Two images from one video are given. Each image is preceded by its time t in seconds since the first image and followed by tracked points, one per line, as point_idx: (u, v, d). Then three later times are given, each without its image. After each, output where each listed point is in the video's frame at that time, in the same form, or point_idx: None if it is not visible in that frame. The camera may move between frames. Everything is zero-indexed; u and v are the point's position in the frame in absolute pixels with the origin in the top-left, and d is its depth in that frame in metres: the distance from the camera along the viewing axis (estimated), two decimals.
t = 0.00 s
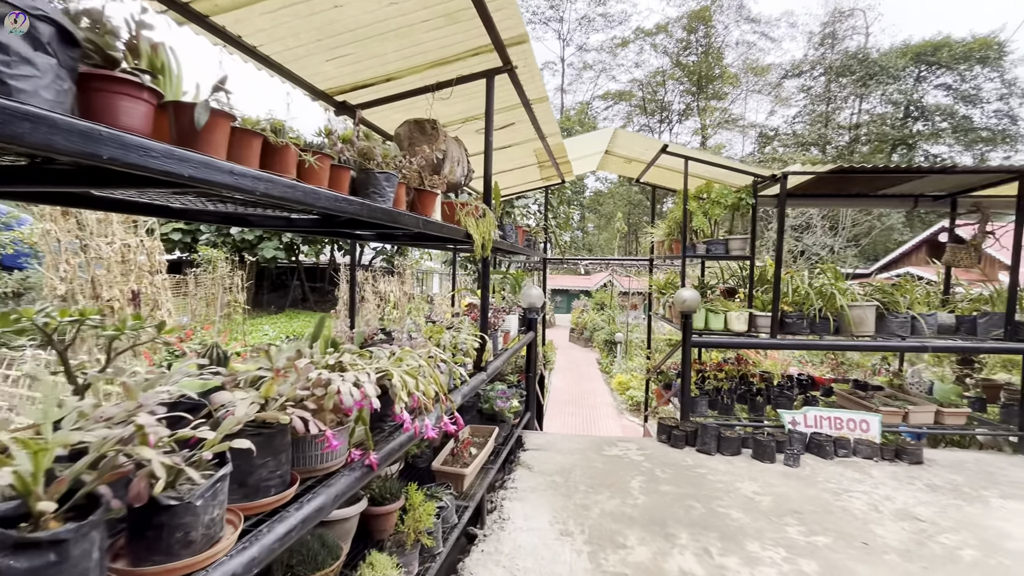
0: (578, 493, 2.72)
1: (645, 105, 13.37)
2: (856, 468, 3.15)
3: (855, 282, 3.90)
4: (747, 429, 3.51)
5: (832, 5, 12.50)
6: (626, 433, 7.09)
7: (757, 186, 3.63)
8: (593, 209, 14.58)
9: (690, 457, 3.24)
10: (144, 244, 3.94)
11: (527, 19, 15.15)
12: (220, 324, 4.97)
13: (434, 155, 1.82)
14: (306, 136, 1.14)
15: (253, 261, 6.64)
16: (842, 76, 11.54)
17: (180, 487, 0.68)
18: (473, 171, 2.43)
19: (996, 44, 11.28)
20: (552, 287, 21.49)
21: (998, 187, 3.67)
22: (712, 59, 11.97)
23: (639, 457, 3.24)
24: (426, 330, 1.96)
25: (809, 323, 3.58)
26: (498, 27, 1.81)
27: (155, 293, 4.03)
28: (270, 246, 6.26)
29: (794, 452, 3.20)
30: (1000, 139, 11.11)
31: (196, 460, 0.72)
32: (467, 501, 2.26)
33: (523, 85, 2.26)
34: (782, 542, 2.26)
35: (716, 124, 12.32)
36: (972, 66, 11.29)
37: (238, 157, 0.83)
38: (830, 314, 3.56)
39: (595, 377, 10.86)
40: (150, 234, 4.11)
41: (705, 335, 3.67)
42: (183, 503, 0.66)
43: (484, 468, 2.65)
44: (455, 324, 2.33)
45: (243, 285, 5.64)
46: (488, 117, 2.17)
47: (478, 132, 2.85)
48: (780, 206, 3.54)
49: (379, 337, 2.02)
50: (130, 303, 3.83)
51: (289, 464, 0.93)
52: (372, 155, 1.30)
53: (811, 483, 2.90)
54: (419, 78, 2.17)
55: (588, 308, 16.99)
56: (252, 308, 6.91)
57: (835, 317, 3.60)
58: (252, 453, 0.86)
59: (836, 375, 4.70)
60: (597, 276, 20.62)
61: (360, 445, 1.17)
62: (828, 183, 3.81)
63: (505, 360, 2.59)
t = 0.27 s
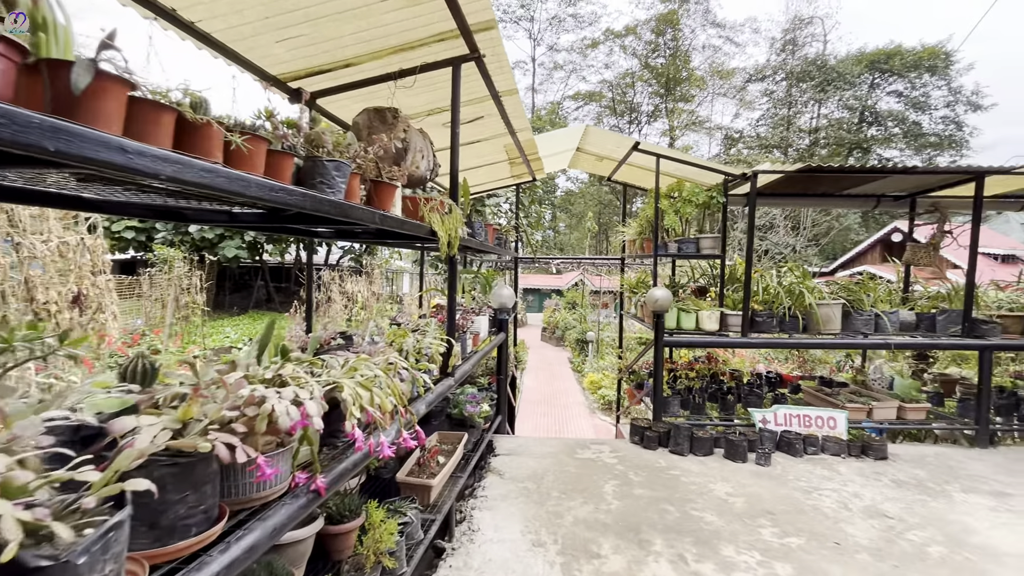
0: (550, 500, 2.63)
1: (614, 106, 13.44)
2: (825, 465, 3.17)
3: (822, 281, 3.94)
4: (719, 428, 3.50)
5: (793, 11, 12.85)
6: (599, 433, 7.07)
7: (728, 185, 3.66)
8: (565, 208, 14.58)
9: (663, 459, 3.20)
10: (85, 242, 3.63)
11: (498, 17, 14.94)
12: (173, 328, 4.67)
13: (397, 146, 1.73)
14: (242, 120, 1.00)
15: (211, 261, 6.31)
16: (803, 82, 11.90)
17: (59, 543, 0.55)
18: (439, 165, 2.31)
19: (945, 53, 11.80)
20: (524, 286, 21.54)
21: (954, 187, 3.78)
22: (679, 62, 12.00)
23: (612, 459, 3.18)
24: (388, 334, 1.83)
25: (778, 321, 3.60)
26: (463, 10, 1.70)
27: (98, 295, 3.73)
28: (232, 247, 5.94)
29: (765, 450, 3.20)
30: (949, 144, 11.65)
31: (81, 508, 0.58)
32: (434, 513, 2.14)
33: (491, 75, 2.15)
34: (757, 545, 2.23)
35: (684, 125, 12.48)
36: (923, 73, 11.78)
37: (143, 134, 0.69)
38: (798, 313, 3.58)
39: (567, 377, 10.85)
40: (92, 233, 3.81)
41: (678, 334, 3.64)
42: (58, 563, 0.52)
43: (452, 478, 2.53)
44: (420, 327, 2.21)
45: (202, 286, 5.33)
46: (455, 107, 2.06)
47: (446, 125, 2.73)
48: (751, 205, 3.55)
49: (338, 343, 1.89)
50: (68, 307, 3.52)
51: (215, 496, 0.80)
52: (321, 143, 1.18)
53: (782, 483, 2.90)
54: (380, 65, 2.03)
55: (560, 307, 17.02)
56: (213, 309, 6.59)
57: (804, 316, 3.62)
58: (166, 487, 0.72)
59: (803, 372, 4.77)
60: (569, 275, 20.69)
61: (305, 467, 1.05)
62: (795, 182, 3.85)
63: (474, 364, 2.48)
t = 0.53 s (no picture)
0: (520, 511, 2.51)
1: (583, 107, 13.46)
2: (794, 465, 3.16)
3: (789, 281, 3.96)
4: (690, 430, 3.47)
5: (755, 18, 13.16)
6: (570, 434, 7.01)
7: (698, 183, 3.62)
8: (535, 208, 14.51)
9: (635, 463, 3.13)
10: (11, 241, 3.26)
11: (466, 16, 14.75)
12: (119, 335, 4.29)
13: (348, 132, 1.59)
14: (143, 94, 0.84)
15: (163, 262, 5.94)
16: (764, 86, 12.20)
17: None
18: (398, 158, 2.16)
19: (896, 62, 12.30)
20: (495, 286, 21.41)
21: (914, 189, 3.86)
22: (646, 65, 12.14)
23: (583, 465, 3.09)
24: (341, 342, 1.67)
25: (747, 322, 3.59)
26: None
27: (29, 299, 3.39)
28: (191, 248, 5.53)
29: (736, 452, 3.17)
30: (899, 148, 12.16)
31: None
32: (394, 532, 1.99)
33: (454, 62, 2.01)
34: (731, 553, 2.17)
35: (652, 127, 12.61)
36: (876, 81, 12.24)
37: None
38: (766, 312, 3.58)
39: (538, 377, 10.78)
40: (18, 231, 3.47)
41: (649, 336, 3.58)
42: None
43: (415, 491, 2.39)
44: (379, 333, 2.05)
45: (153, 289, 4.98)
46: (414, 95, 1.91)
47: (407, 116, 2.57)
48: (720, 204, 3.53)
49: (284, 353, 1.72)
50: None
51: (95, 554, 0.64)
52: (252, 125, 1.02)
53: (754, 485, 2.86)
54: (332, 48, 1.87)
55: (531, 307, 16.96)
56: (167, 311, 6.21)
57: (772, 316, 3.62)
58: (17, 550, 0.56)
59: (770, 371, 4.81)
60: (539, 275, 20.67)
61: (227, 502, 0.89)
62: (763, 181, 3.85)
63: (438, 371, 2.34)
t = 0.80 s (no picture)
0: (488, 524, 2.38)
1: (552, 107, 13.44)
2: (765, 466, 3.14)
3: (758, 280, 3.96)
4: (662, 433, 3.41)
5: (718, 24, 13.44)
6: (540, 436, 6.93)
7: (669, 182, 3.57)
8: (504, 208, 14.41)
9: (607, 469, 3.05)
10: None
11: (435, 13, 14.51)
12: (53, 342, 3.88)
13: (291, 113, 1.47)
14: (11, 50, 0.67)
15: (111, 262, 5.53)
16: (727, 90, 12.46)
17: None
18: (353, 149, 1.99)
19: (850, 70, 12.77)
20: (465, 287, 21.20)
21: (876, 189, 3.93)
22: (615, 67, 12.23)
23: (554, 472, 2.98)
24: (286, 351, 1.50)
25: (717, 322, 3.56)
26: None
27: None
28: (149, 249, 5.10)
29: (708, 454, 3.13)
30: (851, 154, 12.69)
31: None
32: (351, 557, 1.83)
33: (413, 45, 1.86)
34: (706, 562, 2.10)
35: (620, 129, 12.69)
36: (832, 88, 12.67)
37: None
38: (736, 312, 3.56)
39: (509, 378, 10.66)
40: None
41: (621, 337, 3.51)
42: None
43: (376, 509, 2.22)
44: (332, 341, 1.88)
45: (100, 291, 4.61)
46: (370, 80, 1.76)
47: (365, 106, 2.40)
48: (691, 203, 3.49)
49: (222, 364, 1.53)
50: None
51: None
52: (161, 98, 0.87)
53: (726, 488, 2.81)
54: (276, 25, 1.69)
55: (501, 307, 16.85)
56: (116, 314, 5.81)
57: (742, 316, 3.61)
58: None
59: (739, 370, 4.83)
60: (509, 275, 20.58)
61: (118, 559, 0.77)
62: (731, 181, 3.85)
63: (400, 379, 2.18)
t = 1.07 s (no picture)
0: (456, 540, 2.25)
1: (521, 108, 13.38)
2: (737, 467, 3.12)
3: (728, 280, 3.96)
4: (635, 436, 3.35)
5: (683, 29, 13.69)
6: (510, 439, 6.82)
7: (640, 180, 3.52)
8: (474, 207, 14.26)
9: (580, 475, 2.96)
10: None
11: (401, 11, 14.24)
12: None
13: (218, 86, 1.29)
14: None
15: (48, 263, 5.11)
16: (692, 94, 12.69)
17: None
18: (306, 138, 1.83)
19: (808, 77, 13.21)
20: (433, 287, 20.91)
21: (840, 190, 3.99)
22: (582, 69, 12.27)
23: (526, 480, 2.87)
24: (227, 361, 1.32)
25: (688, 322, 3.53)
26: None
27: None
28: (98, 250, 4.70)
29: (681, 457, 3.08)
30: (808, 158, 13.16)
31: None
32: None
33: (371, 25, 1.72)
34: (683, 572, 2.03)
35: (588, 130, 12.74)
36: (791, 94, 13.06)
37: None
38: (707, 312, 3.54)
39: (478, 380, 10.51)
40: None
41: (593, 338, 3.44)
42: None
43: (335, 528, 2.05)
44: (282, 350, 1.71)
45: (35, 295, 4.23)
46: (323, 62, 1.61)
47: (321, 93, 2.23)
48: (663, 203, 3.45)
49: (150, 378, 1.35)
50: None
51: None
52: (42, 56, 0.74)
53: (700, 492, 2.77)
54: None
55: (471, 308, 16.68)
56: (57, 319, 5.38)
57: (712, 316, 3.59)
58: None
59: (709, 370, 4.84)
60: (479, 275, 20.41)
61: None
62: (699, 180, 3.84)
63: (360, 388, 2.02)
